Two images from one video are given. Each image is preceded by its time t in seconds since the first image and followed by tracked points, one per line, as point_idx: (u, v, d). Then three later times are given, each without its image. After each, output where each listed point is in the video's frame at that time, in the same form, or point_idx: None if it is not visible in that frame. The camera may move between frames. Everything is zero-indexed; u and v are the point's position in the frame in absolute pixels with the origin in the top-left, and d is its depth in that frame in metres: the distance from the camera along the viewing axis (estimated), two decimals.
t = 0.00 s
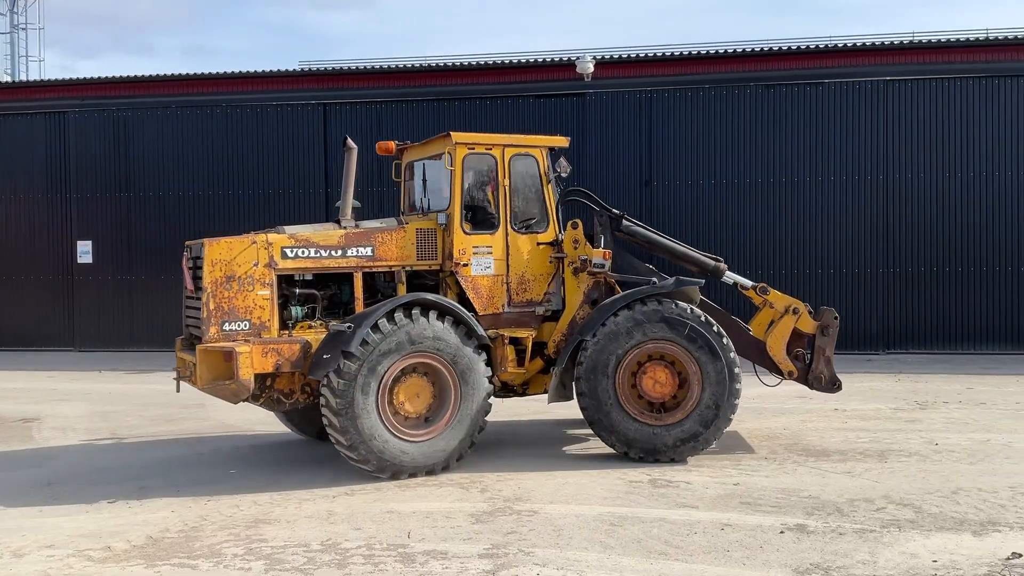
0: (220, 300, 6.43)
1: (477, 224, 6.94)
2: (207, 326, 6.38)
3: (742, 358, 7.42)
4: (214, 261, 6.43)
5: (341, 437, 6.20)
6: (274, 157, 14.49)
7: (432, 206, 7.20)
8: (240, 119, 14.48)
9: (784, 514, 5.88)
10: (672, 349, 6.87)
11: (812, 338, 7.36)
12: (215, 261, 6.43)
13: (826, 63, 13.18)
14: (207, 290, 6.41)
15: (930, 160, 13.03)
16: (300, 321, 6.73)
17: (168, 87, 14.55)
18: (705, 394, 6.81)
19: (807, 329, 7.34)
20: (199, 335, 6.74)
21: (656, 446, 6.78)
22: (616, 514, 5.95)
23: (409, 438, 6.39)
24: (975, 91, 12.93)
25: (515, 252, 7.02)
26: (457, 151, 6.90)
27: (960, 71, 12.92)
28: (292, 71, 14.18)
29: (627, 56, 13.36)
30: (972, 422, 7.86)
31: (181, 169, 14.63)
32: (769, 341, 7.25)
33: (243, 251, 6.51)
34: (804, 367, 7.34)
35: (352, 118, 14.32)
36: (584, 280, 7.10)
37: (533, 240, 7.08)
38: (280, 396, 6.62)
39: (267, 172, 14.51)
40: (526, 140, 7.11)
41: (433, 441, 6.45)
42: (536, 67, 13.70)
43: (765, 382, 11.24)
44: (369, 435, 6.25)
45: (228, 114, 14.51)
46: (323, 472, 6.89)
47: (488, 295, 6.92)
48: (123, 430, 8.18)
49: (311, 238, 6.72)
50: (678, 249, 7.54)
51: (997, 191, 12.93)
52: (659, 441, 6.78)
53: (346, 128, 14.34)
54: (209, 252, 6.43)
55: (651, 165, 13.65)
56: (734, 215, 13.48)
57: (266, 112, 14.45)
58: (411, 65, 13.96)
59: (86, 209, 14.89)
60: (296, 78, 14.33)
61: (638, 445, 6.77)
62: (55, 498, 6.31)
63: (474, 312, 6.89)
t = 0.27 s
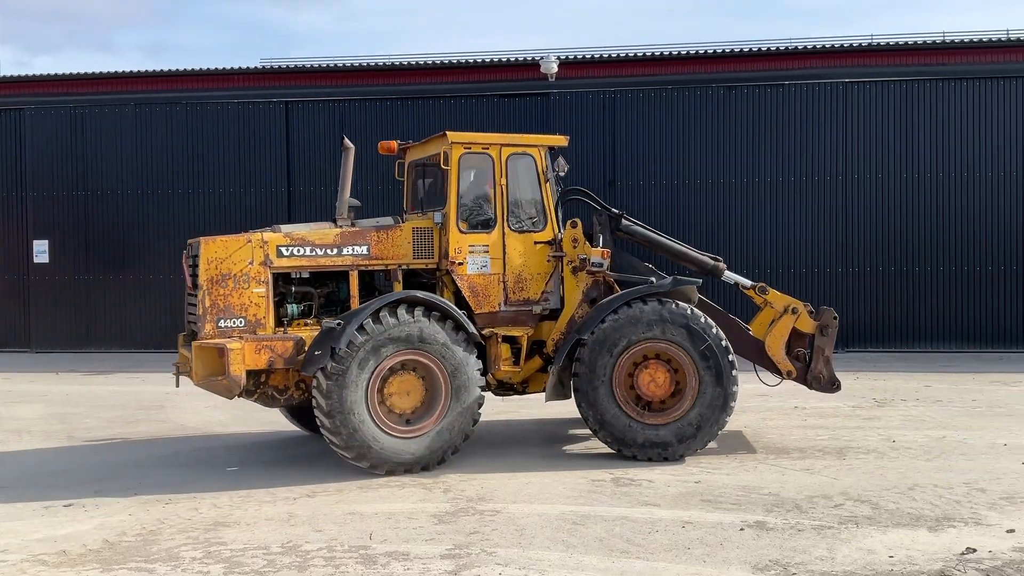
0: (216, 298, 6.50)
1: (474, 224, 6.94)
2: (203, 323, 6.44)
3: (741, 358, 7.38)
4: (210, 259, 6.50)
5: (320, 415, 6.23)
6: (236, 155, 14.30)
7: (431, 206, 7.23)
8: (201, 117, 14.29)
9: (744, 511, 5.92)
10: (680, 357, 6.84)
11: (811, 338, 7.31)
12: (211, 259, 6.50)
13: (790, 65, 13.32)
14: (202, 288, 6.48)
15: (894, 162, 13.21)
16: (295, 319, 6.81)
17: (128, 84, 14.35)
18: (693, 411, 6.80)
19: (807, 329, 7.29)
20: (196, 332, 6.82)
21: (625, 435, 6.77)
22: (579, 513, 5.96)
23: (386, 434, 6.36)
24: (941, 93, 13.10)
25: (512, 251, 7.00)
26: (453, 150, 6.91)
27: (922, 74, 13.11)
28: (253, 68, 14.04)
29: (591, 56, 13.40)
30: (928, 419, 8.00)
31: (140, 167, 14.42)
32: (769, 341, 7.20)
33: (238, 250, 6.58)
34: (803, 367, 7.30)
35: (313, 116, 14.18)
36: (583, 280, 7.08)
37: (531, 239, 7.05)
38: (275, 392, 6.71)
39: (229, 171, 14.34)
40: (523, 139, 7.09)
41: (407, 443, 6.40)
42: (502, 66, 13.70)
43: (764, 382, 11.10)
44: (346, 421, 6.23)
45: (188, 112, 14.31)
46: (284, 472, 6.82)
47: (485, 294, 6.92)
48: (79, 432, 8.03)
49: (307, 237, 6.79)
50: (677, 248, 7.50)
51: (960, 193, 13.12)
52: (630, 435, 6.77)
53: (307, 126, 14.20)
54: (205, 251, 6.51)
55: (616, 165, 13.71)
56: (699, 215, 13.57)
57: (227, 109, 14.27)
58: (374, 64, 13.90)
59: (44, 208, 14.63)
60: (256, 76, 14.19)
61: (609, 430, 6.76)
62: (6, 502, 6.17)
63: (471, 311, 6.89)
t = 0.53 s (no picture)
0: (213, 296, 6.69)
1: (469, 223, 6.99)
2: (200, 321, 6.64)
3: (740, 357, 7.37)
4: (207, 258, 6.70)
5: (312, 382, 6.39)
6: (200, 154, 14.16)
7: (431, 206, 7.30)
8: (163, 114, 14.11)
9: (706, 509, 5.97)
10: (682, 366, 6.87)
11: (809, 337, 7.31)
12: (207, 258, 6.70)
13: (754, 66, 13.45)
14: (200, 286, 6.68)
15: (859, 162, 13.38)
16: (292, 317, 6.98)
17: (90, 81, 14.16)
18: (674, 422, 6.82)
19: (805, 327, 7.29)
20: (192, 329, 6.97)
21: (602, 415, 6.80)
22: (543, 512, 5.96)
23: (365, 424, 6.45)
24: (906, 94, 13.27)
25: (507, 250, 7.02)
26: (448, 150, 6.99)
27: (886, 76, 13.29)
28: (215, 65, 13.89)
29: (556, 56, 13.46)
30: (887, 416, 8.12)
31: (102, 165, 14.22)
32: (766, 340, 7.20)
33: (234, 249, 6.75)
34: (801, 367, 7.30)
35: (277, 115, 14.06)
36: (580, 278, 7.06)
37: (528, 238, 7.07)
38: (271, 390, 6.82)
39: (192, 169, 14.17)
40: (520, 138, 7.11)
41: (379, 439, 6.47)
42: (469, 66, 13.71)
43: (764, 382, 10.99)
44: (333, 398, 6.37)
45: (149, 110, 14.12)
46: (248, 474, 6.76)
47: (480, 292, 6.96)
48: (38, 435, 7.89)
49: (304, 236, 6.92)
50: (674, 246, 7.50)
51: (924, 193, 13.29)
52: (606, 419, 6.80)
53: (271, 125, 14.07)
54: (202, 250, 6.71)
55: (582, 164, 13.74)
56: (665, 215, 13.69)
57: (189, 107, 14.10)
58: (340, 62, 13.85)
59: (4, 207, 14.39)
60: (218, 74, 14.02)
61: (588, 408, 6.80)
62: None
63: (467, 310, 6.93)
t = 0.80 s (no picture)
0: (209, 295, 6.76)
1: (466, 222, 7.01)
2: (196, 320, 6.71)
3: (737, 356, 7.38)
4: (203, 257, 6.77)
5: (314, 355, 6.52)
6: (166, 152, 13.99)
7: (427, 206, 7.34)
8: (128, 111, 13.91)
9: (673, 507, 6.00)
10: (682, 377, 6.87)
11: (807, 336, 7.34)
12: (204, 258, 6.77)
13: (722, 67, 13.54)
14: (196, 286, 6.75)
15: (826, 163, 13.52)
16: (288, 316, 7.04)
17: (54, 78, 13.97)
18: (653, 426, 6.83)
19: (803, 327, 7.31)
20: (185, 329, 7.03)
21: (588, 392, 6.83)
22: (511, 512, 5.95)
23: (348, 412, 6.51)
24: (873, 95, 13.42)
25: (504, 249, 7.04)
26: (444, 150, 7.01)
27: (851, 77, 13.45)
28: (180, 63, 13.78)
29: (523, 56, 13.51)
30: (851, 414, 8.22)
31: (66, 163, 14.03)
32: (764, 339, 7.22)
33: (230, 248, 6.81)
34: (798, 366, 7.33)
35: (244, 112, 13.94)
36: (578, 277, 7.11)
37: (524, 237, 7.08)
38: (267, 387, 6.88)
39: (159, 167, 14.00)
40: (517, 138, 7.12)
41: (355, 429, 6.52)
42: (438, 64, 13.71)
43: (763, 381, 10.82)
44: (328, 377, 6.48)
45: (113, 107, 13.94)
46: (213, 475, 6.68)
47: (476, 291, 6.98)
48: None
49: (300, 235, 6.97)
50: (672, 246, 7.54)
51: (891, 194, 13.45)
52: (592, 399, 6.83)
53: (238, 123, 13.95)
54: (199, 249, 6.78)
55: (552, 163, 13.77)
56: (634, 215, 13.78)
57: (154, 104, 13.94)
58: (308, 60, 13.77)
59: None
60: (184, 71, 13.91)
61: (577, 384, 6.83)
62: None
63: (463, 308, 6.95)
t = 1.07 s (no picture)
0: (202, 293, 6.88)
1: (460, 221, 7.01)
2: (189, 318, 6.84)
3: (733, 355, 7.39)
4: (197, 256, 6.89)
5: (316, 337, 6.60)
6: (133, 150, 13.84)
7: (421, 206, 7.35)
8: (95, 109, 13.80)
9: (642, 505, 6.02)
10: (679, 388, 6.86)
11: (804, 336, 7.32)
12: (197, 256, 6.89)
13: (691, 68, 13.64)
14: (189, 284, 6.88)
15: (795, 164, 13.64)
16: (281, 314, 7.11)
17: (20, 75, 13.81)
18: (635, 423, 6.83)
19: (800, 326, 7.30)
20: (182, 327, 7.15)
21: (585, 367, 6.83)
22: (480, 512, 5.93)
23: (333, 401, 6.54)
24: (841, 96, 13.56)
25: (498, 248, 7.02)
26: (438, 149, 7.02)
27: (819, 79, 13.57)
28: (146, 60, 13.64)
29: (493, 55, 13.51)
30: (818, 412, 8.31)
31: (32, 162, 13.86)
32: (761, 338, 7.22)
33: (224, 247, 6.91)
34: (796, 365, 7.32)
35: (213, 111, 13.81)
36: (576, 276, 7.06)
37: (520, 236, 7.05)
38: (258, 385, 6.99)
39: (126, 165, 13.85)
40: (512, 137, 7.09)
41: (334, 418, 6.54)
42: (410, 63, 13.69)
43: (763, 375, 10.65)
44: (323, 361, 6.55)
45: (78, 106, 13.80)
46: (181, 477, 6.62)
47: (470, 290, 6.97)
48: None
49: (292, 234, 7.01)
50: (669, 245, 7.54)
51: (859, 195, 13.60)
52: (588, 379, 6.83)
53: (206, 121, 13.82)
54: (193, 248, 6.91)
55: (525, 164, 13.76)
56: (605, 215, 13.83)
57: (122, 102, 13.80)
58: (278, 58, 13.68)
59: None
60: (152, 69, 13.78)
61: (577, 359, 6.83)
62: None
63: (456, 308, 6.95)
